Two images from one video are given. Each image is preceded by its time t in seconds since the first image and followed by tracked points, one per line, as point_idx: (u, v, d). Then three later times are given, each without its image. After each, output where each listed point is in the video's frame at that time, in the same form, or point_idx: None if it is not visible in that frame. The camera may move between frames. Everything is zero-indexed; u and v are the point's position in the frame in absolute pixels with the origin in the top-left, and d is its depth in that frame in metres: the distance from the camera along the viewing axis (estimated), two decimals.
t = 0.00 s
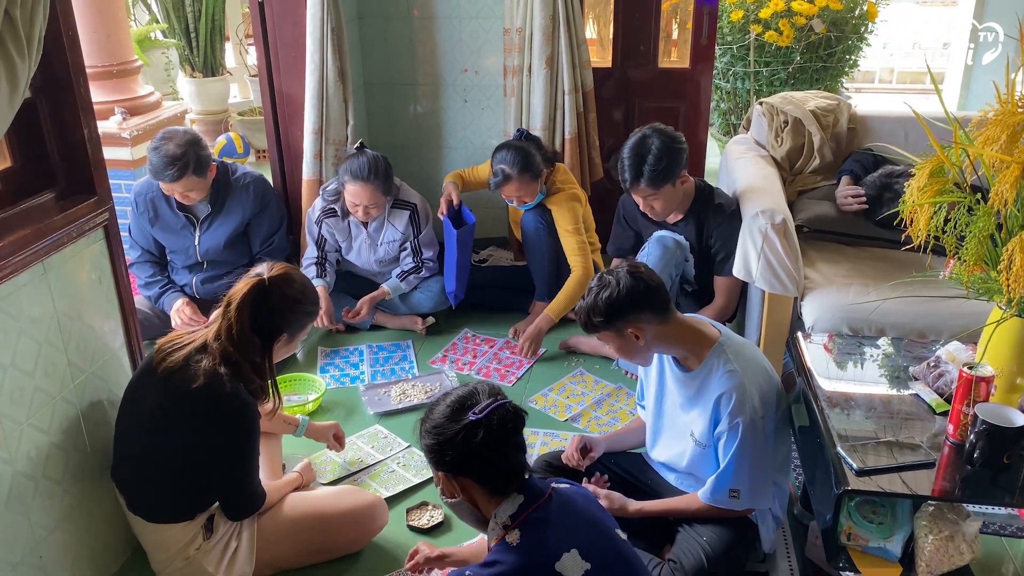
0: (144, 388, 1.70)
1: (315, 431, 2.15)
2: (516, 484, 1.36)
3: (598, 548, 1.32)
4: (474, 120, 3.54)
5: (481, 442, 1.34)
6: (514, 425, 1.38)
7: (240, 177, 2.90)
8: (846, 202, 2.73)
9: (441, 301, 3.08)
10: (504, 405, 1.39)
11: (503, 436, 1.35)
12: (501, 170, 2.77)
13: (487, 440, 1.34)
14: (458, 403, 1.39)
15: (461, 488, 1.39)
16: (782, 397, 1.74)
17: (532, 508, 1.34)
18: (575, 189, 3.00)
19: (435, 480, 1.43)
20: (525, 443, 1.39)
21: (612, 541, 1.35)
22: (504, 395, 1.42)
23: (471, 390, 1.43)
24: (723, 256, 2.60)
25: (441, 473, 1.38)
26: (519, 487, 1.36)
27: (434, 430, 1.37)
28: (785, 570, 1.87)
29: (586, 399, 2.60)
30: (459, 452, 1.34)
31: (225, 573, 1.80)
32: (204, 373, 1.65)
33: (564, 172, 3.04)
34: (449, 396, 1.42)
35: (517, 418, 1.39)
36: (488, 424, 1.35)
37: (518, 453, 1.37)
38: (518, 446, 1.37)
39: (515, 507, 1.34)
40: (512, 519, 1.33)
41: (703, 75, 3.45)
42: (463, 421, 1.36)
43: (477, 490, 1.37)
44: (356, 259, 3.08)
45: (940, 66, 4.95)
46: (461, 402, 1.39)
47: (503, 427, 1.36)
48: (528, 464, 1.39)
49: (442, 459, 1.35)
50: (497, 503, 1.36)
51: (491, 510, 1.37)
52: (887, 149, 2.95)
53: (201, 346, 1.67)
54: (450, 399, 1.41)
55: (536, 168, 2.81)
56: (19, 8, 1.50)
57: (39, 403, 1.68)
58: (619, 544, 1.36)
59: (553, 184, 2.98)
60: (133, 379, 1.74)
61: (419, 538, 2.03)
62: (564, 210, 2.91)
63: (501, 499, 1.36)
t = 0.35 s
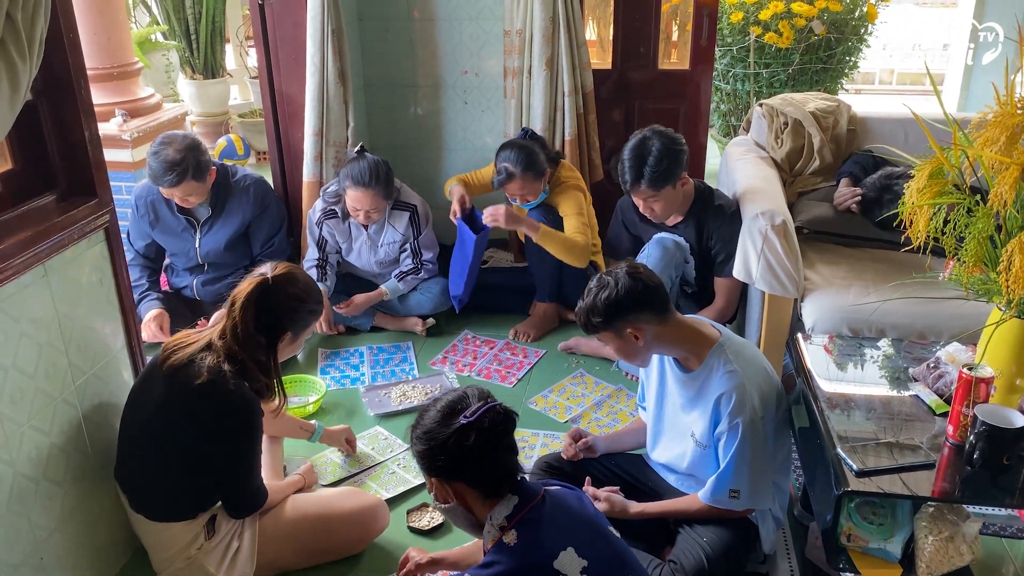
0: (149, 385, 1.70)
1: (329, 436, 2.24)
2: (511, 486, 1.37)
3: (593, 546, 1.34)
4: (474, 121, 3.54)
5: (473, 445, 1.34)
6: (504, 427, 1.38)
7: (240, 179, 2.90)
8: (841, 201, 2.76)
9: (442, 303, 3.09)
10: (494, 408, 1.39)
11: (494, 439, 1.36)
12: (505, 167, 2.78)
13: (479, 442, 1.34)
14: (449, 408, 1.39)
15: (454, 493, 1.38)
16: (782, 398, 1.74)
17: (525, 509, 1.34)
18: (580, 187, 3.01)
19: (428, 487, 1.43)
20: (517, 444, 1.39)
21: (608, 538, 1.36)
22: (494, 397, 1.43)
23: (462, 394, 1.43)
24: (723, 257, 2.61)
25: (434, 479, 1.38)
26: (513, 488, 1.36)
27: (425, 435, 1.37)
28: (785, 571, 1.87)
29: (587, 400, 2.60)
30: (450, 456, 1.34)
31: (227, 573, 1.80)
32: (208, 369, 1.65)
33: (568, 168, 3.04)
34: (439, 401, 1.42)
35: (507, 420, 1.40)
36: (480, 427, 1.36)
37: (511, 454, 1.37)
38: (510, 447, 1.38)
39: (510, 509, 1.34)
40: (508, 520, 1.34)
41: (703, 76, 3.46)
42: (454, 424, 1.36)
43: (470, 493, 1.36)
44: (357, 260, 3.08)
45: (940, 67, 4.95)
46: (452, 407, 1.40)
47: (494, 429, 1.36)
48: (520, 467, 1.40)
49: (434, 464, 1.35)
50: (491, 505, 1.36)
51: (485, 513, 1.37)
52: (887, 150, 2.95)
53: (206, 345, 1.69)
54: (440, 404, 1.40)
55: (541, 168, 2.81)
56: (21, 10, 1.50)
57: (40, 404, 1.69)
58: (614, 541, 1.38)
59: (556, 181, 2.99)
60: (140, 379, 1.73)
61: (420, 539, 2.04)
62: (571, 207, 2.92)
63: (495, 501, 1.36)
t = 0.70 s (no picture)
0: (145, 384, 1.70)
1: (306, 427, 2.15)
2: (512, 488, 1.37)
3: (594, 548, 1.34)
4: (475, 123, 3.54)
5: (475, 446, 1.34)
6: (506, 429, 1.39)
7: (241, 180, 2.91)
8: (835, 200, 2.76)
9: (444, 304, 3.10)
10: (494, 410, 1.40)
11: (496, 440, 1.36)
12: (508, 162, 2.80)
13: (481, 444, 1.35)
14: (451, 409, 1.39)
15: (457, 495, 1.39)
16: (783, 400, 1.74)
17: (528, 512, 1.35)
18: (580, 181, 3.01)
19: (431, 488, 1.43)
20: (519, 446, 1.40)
21: (610, 541, 1.37)
22: (495, 399, 1.43)
23: (463, 395, 1.43)
24: (724, 260, 2.61)
25: (437, 481, 1.38)
26: (515, 490, 1.37)
27: (427, 437, 1.37)
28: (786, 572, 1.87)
29: (588, 402, 2.60)
30: (453, 458, 1.34)
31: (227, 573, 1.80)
32: (198, 370, 1.66)
33: (569, 162, 3.05)
34: (443, 402, 1.42)
35: (508, 422, 1.41)
36: (481, 430, 1.36)
37: (512, 456, 1.38)
38: (512, 449, 1.38)
39: (512, 511, 1.34)
40: (510, 522, 1.34)
41: (704, 78, 3.46)
42: (455, 427, 1.36)
43: (473, 496, 1.37)
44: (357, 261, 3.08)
45: (941, 69, 4.96)
46: (454, 408, 1.40)
47: (496, 431, 1.37)
48: (522, 470, 1.40)
49: (437, 465, 1.35)
50: (494, 507, 1.36)
51: (488, 515, 1.37)
52: (887, 152, 2.95)
53: (193, 346, 1.69)
54: (443, 405, 1.41)
55: (543, 163, 2.83)
56: (23, 13, 1.51)
57: (42, 405, 1.69)
58: (617, 545, 1.38)
59: (558, 176, 3.00)
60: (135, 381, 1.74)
61: (421, 540, 2.04)
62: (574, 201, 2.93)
63: (498, 503, 1.36)
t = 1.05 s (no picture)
0: (130, 391, 1.71)
1: (281, 443, 2.11)
2: (512, 488, 1.38)
3: (595, 549, 1.34)
4: (477, 124, 3.55)
5: (474, 445, 1.35)
6: (505, 427, 1.40)
7: (243, 179, 2.92)
8: (829, 200, 2.77)
9: (445, 304, 3.09)
10: (493, 407, 1.40)
11: (495, 438, 1.37)
12: (511, 166, 2.80)
13: (481, 443, 1.35)
14: (451, 409, 1.40)
15: (459, 496, 1.39)
16: (780, 400, 1.75)
17: (530, 512, 1.35)
18: (581, 185, 3.01)
19: (432, 488, 1.44)
20: (518, 445, 1.41)
21: (611, 542, 1.37)
22: (494, 397, 1.44)
23: (463, 395, 1.44)
24: (728, 262, 2.61)
25: (439, 481, 1.39)
26: (516, 491, 1.37)
27: (427, 438, 1.38)
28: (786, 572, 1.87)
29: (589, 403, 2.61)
30: (454, 457, 1.35)
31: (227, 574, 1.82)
32: (176, 371, 1.67)
33: (570, 166, 3.06)
34: (444, 403, 1.43)
35: (508, 419, 1.41)
36: (481, 427, 1.37)
37: (512, 455, 1.38)
38: (512, 447, 1.39)
39: (513, 512, 1.35)
40: (511, 523, 1.35)
41: (706, 80, 3.46)
42: (455, 425, 1.37)
43: (474, 494, 1.37)
44: (364, 262, 3.09)
45: (943, 72, 4.97)
46: (454, 408, 1.41)
47: (495, 428, 1.38)
48: (524, 469, 1.40)
49: (439, 465, 1.36)
50: (495, 506, 1.37)
51: (489, 515, 1.38)
52: (889, 154, 2.96)
53: (166, 348, 1.70)
54: (444, 406, 1.42)
55: (546, 166, 2.83)
56: (28, 13, 1.51)
57: (45, 404, 1.70)
58: (620, 547, 1.38)
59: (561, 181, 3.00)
60: (120, 384, 1.75)
61: (422, 540, 2.05)
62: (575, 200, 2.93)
63: (499, 503, 1.36)
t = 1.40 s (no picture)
0: (125, 389, 1.71)
1: (287, 444, 2.11)
2: (516, 487, 1.38)
3: (599, 548, 1.35)
4: (482, 124, 3.55)
5: (478, 443, 1.35)
6: (509, 424, 1.40)
7: (247, 178, 2.93)
8: (833, 201, 2.76)
9: (449, 305, 3.08)
10: (497, 405, 1.41)
11: (499, 436, 1.37)
12: (512, 169, 2.80)
13: (485, 441, 1.35)
14: (455, 407, 1.41)
15: (464, 494, 1.40)
16: (779, 402, 1.75)
17: (534, 511, 1.35)
18: (586, 184, 3.02)
19: (437, 487, 1.44)
20: (522, 443, 1.40)
21: (616, 542, 1.37)
22: (499, 396, 1.44)
23: (467, 394, 1.44)
24: (732, 266, 2.60)
25: (443, 480, 1.39)
26: (520, 489, 1.38)
27: (432, 436, 1.38)
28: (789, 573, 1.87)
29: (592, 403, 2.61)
30: (458, 455, 1.35)
31: (230, 572, 1.83)
32: (173, 368, 1.67)
33: (574, 167, 3.07)
34: (447, 402, 1.43)
35: (512, 418, 1.41)
36: (485, 425, 1.37)
37: (516, 454, 1.38)
38: (516, 445, 1.39)
39: (518, 510, 1.35)
40: (515, 522, 1.35)
41: (711, 81, 3.46)
42: (460, 423, 1.37)
43: (480, 494, 1.38)
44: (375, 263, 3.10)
45: (949, 74, 4.96)
46: (458, 407, 1.41)
47: (499, 427, 1.38)
48: (528, 467, 1.41)
49: (443, 463, 1.36)
50: (500, 505, 1.37)
51: (494, 513, 1.38)
52: (894, 155, 2.96)
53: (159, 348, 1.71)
54: (448, 405, 1.42)
55: (547, 168, 2.83)
56: (36, 10, 1.52)
57: (50, 400, 1.70)
58: (624, 547, 1.38)
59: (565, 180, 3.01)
60: (118, 383, 1.75)
61: (424, 538, 2.05)
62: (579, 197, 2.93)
63: (504, 502, 1.37)
